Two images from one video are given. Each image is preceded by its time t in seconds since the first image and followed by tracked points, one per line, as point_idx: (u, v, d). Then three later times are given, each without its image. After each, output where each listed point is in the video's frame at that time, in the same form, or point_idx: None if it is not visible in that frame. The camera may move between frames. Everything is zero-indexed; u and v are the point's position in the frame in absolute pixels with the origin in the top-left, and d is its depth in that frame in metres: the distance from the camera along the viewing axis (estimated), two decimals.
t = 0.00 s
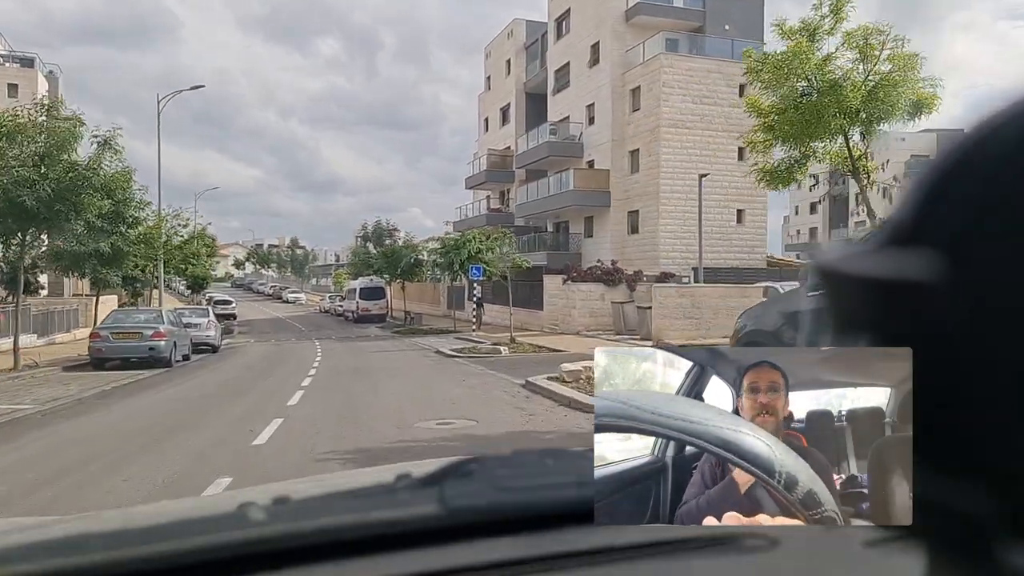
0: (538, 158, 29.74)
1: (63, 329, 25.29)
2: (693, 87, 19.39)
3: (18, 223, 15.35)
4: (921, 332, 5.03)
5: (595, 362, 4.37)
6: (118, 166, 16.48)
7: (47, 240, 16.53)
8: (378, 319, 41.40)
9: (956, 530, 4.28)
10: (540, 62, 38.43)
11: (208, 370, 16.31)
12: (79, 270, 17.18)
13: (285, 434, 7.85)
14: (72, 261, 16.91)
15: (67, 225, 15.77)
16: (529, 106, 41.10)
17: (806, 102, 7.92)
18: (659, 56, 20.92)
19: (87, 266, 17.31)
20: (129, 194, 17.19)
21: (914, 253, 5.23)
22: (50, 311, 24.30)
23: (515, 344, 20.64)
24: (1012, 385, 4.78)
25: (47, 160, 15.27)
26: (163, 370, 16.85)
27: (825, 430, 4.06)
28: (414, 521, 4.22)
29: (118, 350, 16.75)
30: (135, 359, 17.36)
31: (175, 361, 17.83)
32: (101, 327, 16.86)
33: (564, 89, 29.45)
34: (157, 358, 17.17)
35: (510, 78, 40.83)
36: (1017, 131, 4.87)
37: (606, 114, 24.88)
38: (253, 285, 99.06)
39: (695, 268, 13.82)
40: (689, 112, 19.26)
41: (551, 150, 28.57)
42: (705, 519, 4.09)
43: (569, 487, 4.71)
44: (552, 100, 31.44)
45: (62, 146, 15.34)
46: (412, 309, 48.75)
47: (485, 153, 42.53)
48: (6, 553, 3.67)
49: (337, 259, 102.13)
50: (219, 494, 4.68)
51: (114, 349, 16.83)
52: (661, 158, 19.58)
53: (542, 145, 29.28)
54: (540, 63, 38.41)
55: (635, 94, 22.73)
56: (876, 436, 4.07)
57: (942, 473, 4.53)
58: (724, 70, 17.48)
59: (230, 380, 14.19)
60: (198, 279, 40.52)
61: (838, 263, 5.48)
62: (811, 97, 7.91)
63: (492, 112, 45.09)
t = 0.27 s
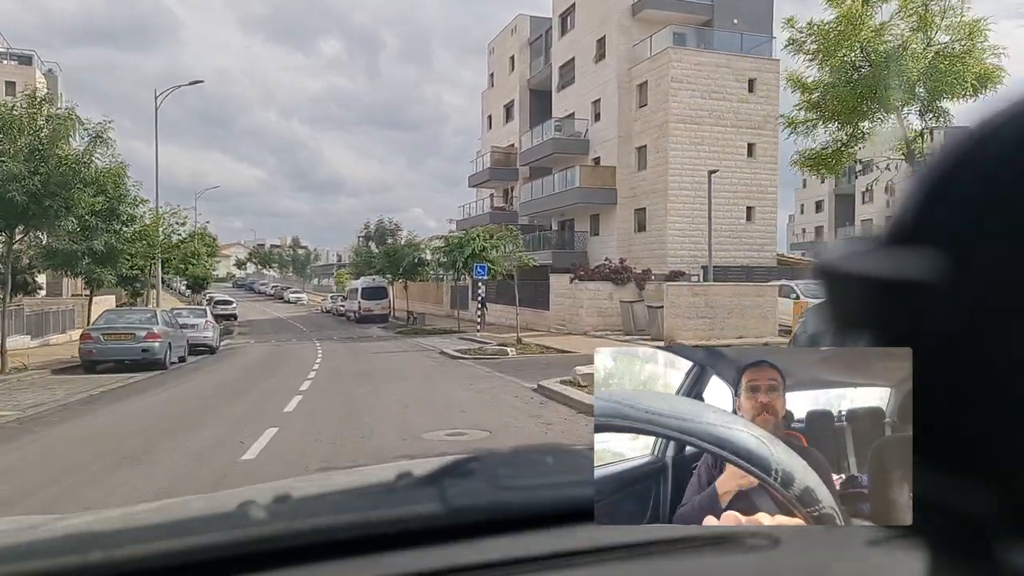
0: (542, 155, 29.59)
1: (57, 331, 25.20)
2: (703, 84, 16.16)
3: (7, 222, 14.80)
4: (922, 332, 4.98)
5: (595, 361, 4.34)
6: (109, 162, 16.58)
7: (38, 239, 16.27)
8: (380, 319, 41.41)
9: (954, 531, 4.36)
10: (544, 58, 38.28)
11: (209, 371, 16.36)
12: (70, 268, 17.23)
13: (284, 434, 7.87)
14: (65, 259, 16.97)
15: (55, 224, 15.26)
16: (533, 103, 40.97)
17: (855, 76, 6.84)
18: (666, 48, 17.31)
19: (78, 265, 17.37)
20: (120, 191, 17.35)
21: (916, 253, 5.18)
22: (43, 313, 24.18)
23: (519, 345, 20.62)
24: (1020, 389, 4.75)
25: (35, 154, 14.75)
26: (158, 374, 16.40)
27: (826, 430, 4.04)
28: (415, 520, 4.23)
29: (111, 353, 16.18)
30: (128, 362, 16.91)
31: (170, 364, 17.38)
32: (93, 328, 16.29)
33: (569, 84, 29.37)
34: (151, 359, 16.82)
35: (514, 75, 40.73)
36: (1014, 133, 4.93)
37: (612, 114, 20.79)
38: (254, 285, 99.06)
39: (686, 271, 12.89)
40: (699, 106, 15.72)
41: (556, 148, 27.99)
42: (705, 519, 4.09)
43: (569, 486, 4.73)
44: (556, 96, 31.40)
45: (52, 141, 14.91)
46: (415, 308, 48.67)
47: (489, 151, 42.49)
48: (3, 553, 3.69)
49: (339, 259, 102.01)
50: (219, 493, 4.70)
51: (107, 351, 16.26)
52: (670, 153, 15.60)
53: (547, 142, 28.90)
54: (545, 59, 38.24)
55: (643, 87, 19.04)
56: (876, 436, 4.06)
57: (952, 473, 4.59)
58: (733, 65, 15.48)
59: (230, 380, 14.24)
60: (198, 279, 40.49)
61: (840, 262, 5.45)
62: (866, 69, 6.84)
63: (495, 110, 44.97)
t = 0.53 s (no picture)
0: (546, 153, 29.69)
1: (53, 332, 25.15)
2: (709, 79, 22.79)
3: None
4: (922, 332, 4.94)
5: (594, 361, 4.31)
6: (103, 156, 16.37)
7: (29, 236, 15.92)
8: (383, 319, 41.48)
9: (955, 532, 4.33)
10: (549, 55, 38.31)
11: (211, 371, 16.42)
12: (64, 267, 16.94)
13: (286, 434, 7.89)
14: (58, 258, 16.70)
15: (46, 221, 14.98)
16: (537, 100, 41.04)
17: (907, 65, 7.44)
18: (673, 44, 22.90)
19: (72, 264, 17.10)
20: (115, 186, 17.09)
21: (917, 253, 5.23)
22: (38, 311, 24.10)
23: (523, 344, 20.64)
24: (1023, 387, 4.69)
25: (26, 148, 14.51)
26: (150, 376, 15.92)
27: (826, 430, 4.03)
28: (415, 519, 4.24)
29: (103, 353, 15.74)
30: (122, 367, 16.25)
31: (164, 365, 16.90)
32: (84, 328, 15.86)
33: (575, 81, 29.48)
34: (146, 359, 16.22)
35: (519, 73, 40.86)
36: (1012, 130, 5.20)
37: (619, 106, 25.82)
38: (255, 286, 99.26)
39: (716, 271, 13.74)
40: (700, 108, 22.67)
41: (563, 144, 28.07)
42: (704, 519, 4.08)
43: (568, 487, 4.73)
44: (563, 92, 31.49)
45: (44, 133, 14.72)
46: (418, 308, 48.73)
47: (493, 149, 42.59)
48: (1, 553, 3.68)
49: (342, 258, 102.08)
50: (219, 493, 4.71)
51: (98, 352, 15.82)
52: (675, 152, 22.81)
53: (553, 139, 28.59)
54: (550, 56, 38.28)
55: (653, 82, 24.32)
56: (877, 436, 4.05)
57: (954, 472, 4.50)
58: (742, 59, 22.25)
59: (232, 380, 14.29)
60: (199, 279, 40.49)
61: (840, 260, 5.45)
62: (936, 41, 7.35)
63: (499, 107, 45.10)
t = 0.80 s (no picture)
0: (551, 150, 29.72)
1: (48, 331, 25.15)
2: (712, 80, 21.78)
3: None
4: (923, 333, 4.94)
5: (594, 362, 4.32)
6: (95, 153, 16.33)
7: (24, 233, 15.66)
8: (385, 318, 41.48)
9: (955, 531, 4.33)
10: (553, 52, 38.23)
11: (212, 371, 16.43)
12: (56, 263, 17.12)
13: (287, 434, 7.91)
14: (50, 254, 16.89)
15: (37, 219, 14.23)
16: (541, 97, 40.99)
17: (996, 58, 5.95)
18: (681, 38, 22.45)
19: (65, 260, 17.23)
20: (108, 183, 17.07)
21: (918, 253, 5.22)
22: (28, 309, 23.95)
23: (527, 344, 20.62)
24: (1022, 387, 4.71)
25: (16, 141, 13.73)
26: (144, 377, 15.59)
27: (826, 430, 4.02)
28: (415, 519, 4.24)
29: (95, 354, 15.42)
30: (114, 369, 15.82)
31: (158, 366, 16.57)
32: (75, 329, 15.54)
33: (580, 77, 29.45)
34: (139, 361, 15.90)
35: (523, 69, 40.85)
36: (1014, 132, 5.05)
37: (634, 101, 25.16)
38: (257, 285, 99.32)
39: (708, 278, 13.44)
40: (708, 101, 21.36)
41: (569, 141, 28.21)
42: (704, 519, 4.08)
43: (569, 487, 4.74)
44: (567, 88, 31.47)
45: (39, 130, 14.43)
46: (420, 308, 48.71)
47: (496, 147, 42.57)
48: (1, 553, 3.69)
49: (344, 257, 102.05)
50: (220, 493, 4.72)
51: (90, 353, 15.49)
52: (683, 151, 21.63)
53: (558, 135, 28.61)
54: (554, 52, 38.22)
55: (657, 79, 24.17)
56: (877, 436, 4.04)
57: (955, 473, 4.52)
58: (750, 56, 19.67)
59: (233, 380, 14.31)
60: (200, 278, 40.51)
61: (839, 261, 5.43)
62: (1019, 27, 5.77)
63: (502, 104, 45.07)
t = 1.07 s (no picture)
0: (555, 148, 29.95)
1: (43, 331, 25.09)
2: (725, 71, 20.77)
3: None
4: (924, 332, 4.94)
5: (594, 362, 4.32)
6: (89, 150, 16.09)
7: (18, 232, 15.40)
8: (388, 318, 41.45)
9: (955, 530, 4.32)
10: (558, 48, 38.16)
11: (214, 371, 16.44)
12: (51, 262, 17.00)
13: (288, 435, 7.93)
14: (44, 252, 16.82)
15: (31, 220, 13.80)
16: (545, 94, 40.90)
17: None
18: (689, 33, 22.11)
19: (59, 259, 17.08)
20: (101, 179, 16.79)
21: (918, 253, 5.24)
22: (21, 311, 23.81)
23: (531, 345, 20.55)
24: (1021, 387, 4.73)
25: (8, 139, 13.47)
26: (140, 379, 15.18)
27: (826, 430, 4.01)
28: (414, 519, 4.24)
29: (89, 356, 14.97)
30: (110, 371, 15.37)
31: (153, 367, 16.17)
32: (66, 329, 15.06)
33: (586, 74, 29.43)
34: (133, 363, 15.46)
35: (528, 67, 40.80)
36: (1009, 134, 5.10)
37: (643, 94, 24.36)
38: (260, 285, 99.36)
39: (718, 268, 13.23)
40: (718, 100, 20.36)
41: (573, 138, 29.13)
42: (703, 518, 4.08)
43: (568, 487, 4.74)
44: (573, 85, 31.46)
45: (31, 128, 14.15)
46: (423, 308, 48.66)
47: (500, 145, 42.56)
48: (0, 552, 3.70)
49: (347, 257, 101.89)
50: (220, 492, 4.73)
51: (84, 355, 15.04)
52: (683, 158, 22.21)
53: (564, 133, 29.59)
54: (558, 49, 38.14)
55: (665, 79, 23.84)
56: (877, 436, 4.04)
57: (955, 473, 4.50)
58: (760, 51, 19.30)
59: (234, 381, 14.33)
60: (201, 278, 40.42)
61: (841, 263, 5.49)
62: None
63: (507, 102, 45.05)
